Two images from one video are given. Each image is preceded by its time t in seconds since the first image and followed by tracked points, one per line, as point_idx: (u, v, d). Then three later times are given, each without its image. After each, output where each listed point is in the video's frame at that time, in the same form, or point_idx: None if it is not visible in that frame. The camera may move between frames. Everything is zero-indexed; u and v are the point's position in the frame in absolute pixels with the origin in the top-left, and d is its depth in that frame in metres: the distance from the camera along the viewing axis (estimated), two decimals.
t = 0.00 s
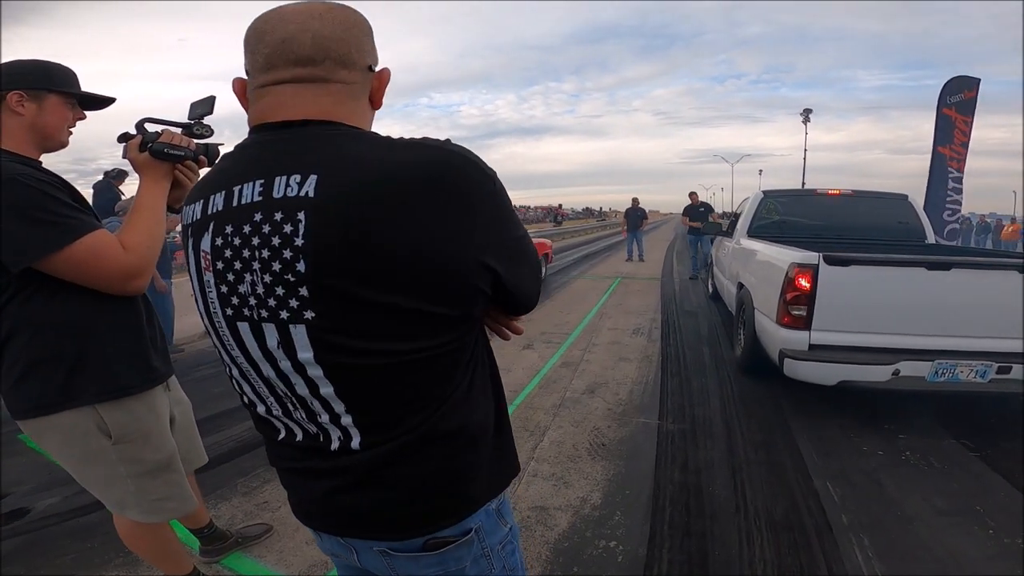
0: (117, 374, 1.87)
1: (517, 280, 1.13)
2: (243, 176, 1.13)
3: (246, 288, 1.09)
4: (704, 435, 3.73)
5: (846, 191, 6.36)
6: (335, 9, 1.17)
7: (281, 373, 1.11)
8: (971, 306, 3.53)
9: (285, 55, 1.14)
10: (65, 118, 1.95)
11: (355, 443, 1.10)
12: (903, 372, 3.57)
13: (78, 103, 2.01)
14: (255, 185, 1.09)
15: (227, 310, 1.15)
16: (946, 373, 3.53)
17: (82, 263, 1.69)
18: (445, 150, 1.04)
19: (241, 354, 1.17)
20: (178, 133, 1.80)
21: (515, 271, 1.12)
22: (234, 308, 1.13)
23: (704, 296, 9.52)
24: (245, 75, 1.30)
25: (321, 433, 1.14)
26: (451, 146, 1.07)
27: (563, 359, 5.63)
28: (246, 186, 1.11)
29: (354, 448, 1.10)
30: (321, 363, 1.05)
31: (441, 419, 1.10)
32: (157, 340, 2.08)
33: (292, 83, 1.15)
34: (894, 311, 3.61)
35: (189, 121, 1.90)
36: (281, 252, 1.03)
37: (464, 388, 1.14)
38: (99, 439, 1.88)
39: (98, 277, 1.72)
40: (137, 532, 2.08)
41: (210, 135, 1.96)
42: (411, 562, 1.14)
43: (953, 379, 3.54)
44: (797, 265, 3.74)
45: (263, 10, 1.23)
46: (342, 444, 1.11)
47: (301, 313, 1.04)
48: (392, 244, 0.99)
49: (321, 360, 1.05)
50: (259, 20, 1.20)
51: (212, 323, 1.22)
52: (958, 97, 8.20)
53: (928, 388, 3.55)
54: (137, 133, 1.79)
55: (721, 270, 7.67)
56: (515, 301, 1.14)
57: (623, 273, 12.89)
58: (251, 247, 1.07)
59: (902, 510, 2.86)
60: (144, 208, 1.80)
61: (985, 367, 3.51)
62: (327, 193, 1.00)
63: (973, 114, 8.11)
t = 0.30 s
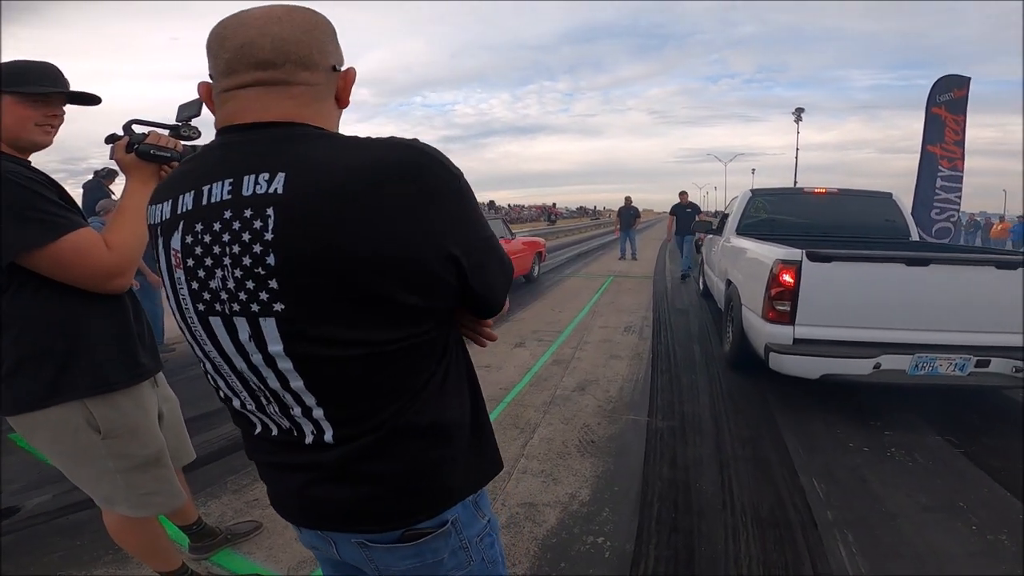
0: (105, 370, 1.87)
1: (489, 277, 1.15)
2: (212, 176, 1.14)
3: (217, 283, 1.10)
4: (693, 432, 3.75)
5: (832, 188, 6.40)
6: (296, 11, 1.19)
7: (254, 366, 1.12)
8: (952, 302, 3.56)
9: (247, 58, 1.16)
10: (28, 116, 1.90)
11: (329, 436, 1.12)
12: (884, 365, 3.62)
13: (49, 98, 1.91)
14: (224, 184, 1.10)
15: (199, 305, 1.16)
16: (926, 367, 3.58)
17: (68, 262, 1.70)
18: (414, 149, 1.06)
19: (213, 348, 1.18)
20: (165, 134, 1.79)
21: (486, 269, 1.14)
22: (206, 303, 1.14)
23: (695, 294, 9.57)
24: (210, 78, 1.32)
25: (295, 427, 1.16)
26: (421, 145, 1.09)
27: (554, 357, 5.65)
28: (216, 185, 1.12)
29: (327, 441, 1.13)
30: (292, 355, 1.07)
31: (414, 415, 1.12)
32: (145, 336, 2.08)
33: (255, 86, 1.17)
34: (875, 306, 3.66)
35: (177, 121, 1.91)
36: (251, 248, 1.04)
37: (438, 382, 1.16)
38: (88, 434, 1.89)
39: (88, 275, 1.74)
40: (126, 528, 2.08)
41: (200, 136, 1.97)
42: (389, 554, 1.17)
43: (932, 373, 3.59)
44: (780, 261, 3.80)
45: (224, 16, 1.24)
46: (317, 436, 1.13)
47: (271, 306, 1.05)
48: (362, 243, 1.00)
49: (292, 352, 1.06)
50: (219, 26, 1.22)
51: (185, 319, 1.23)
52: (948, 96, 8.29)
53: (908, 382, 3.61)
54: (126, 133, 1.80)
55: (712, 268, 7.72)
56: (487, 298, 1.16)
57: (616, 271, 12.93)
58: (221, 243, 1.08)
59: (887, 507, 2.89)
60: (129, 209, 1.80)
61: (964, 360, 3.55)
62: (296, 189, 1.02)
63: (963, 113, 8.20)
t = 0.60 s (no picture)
0: (97, 366, 1.88)
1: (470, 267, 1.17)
2: (196, 167, 1.17)
3: (198, 269, 1.12)
4: (685, 427, 3.79)
5: (819, 186, 6.50)
6: (260, 18, 1.25)
7: (235, 350, 1.14)
8: (936, 295, 3.62)
9: (217, 69, 1.23)
10: (26, 114, 1.90)
11: (310, 422, 1.15)
12: (870, 357, 3.66)
13: (47, 97, 1.93)
14: (206, 174, 1.13)
15: (181, 290, 1.18)
16: (911, 359, 3.62)
17: (64, 257, 1.71)
18: (388, 142, 1.08)
19: (196, 333, 1.20)
20: (161, 133, 1.82)
21: (467, 259, 1.16)
22: (188, 289, 1.15)
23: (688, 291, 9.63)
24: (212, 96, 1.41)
25: (275, 416, 1.19)
26: (399, 138, 1.11)
27: (548, 354, 5.68)
28: (200, 175, 1.15)
29: (309, 428, 1.15)
30: (270, 339, 1.09)
31: (395, 401, 1.14)
32: (139, 332, 2.09)
33: (227, 91, 1.23)
34: (860, 300, 3.71)
35: (173, 121, 1.92)
36: (228, 234, 1.07)
37: (421, 369, 1.18)
38: (81, 428, 1.90)
39: (85, 270, 1.75)
40: (119, 523, 2.09)
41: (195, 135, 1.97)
42: (376, 541, 1.20)
43: (917, 364, 3.63)
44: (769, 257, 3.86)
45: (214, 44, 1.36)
46: (299, 422, 1.15)
47: (249, 290, 1.07)
48: (340, 230, 1.03)
49: (270, 336, 1.09)
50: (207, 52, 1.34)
51: (169, 308, 1.25)
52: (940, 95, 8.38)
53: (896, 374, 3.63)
54: (121, 132, 1.81)
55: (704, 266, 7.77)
56: (468, 287, 1.18)
57: (610, 269, 12.98)
58: (202, 229, 1.11)
59: (875, 500, 2.93)
60: (124, 206, 1.82)
61: (947, 352, 3.59)
62: (272, 178, 1.05)
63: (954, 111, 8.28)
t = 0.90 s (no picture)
0: (90, 366, 1.87)
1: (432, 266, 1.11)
2: (155, 169, 1.20)
3: (153, 268, 1.16)
4: (680, 427, 3.79)
5: (811, 186, 6.51)
6: (232, 17, 1.25)
7: (193, 347, 1.17)
8: (925, 293, 3.71)
9: (184, 66, 1.23)
10: (29, 118, 1.90)
11: (272, 423, 1.17)
12: (859, 354, 3.76)
13: (49, 100, 1.96)
14: (159, 176, 1.16)
15: (144, 288, 1.22)
16: (900, 355, 3.72)
17: (53, 256, 1.69)
18: (331, 138, 1.05)
19: (161, 331, 1.24)
20: (153, 133, 1.80)
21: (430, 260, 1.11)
22: (147, 286, 1.20)
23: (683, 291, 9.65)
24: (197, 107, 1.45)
25: (240, 414, 1.21)
26: (348, 132, 1.07)
27: (544, 354, 5.67)
28: (158, 175, 1.17)
29: (273, 430, 1.17)
30: (219, 339, 1.11)
31: (355, 405, 1.13)
32: (132, 333, 2.08)
33: (194, 89, 1.23)
34: (851, 299, 3.80)
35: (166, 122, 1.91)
36: (172, 234, 1.10)
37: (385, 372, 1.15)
38: (73, 430, 1.88)
39: (73, 269, 1.73)
40: (112, 525, 2.07)
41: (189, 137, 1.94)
42: (354, 545, 1.22)
43: (906, 361, 3.72)
44: (761, 256, 3.94)
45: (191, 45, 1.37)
46: (262, 423, 1.18)
47: (192, 289, 1.10)
48: (277, 230, 1.01)
49: (218, 336, 1.11)
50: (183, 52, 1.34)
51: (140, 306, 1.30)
52: (933, 95, 8.46)
53: (884, 370, 3.73)
54: (114, 132, 1.80)
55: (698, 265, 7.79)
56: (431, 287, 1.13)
57: (605, 269, 12.99)
58: (152, 229, 1.14)
59: (869, 498, 2.94)
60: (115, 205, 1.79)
61: (935, 349, 3.69)
62: (208, 178, 1.06)
63: (950, 109, 8.36)
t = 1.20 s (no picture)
0: (81, 366, 1.84)
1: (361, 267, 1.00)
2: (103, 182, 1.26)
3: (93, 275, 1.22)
4: (674, 426, 3.79)
5: (802, 186, 6.53)
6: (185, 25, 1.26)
7: (139, 347, 1.21)
8: (913, 290, 3.76)
9: (131, 70, 1.21)
10: (22, 120, 1.89)
11: (224, 419, 1.17)
12: (847, 349, 3.82)
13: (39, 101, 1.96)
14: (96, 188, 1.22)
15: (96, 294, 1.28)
16: (887, 350, 3.79)
17: (41, 253, 1.67)
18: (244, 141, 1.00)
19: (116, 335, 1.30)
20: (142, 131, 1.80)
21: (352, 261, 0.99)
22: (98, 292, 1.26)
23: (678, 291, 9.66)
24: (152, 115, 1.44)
25: (197, 408, 1.23)
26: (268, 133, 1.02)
27: (538, 355, 5.66)
28: (104, 178, 1.20)
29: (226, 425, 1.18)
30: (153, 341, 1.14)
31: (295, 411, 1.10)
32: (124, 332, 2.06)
33: (141, 92, 1.21)
34: (838, 295, 3.84)
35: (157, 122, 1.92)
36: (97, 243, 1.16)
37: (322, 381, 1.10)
38: (63, 430, 1.86)
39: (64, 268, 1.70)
40: (103, 526, 2.05)
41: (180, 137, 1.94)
42: (319, 546, 1.23)
43: (892, 355, 3.80)
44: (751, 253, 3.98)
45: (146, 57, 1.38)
46: (215, 418, 1.18)
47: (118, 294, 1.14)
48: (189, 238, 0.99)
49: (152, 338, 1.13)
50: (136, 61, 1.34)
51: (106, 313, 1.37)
52: (928, 94, 8.51)
53: (871, 364, 3.79)
54: (102, 129, 1.79)
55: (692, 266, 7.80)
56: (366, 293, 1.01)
57: (600, 269, 12.99)
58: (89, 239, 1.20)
59: (863, 497, 2.95)
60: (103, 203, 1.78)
61: (920, 343, 3.77)
62: (122, 185, 1.09)
63: (946, 108, 8.45)
